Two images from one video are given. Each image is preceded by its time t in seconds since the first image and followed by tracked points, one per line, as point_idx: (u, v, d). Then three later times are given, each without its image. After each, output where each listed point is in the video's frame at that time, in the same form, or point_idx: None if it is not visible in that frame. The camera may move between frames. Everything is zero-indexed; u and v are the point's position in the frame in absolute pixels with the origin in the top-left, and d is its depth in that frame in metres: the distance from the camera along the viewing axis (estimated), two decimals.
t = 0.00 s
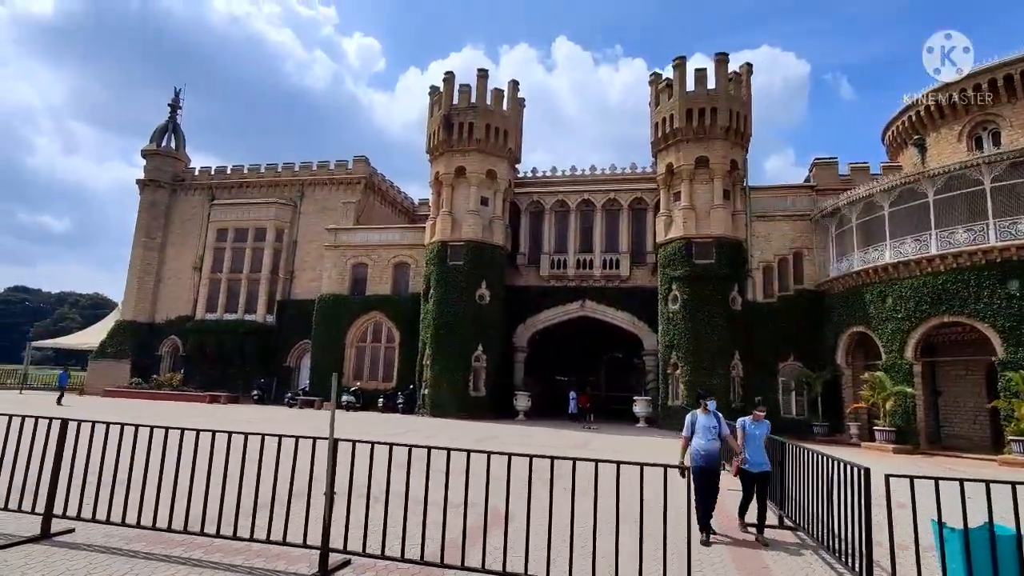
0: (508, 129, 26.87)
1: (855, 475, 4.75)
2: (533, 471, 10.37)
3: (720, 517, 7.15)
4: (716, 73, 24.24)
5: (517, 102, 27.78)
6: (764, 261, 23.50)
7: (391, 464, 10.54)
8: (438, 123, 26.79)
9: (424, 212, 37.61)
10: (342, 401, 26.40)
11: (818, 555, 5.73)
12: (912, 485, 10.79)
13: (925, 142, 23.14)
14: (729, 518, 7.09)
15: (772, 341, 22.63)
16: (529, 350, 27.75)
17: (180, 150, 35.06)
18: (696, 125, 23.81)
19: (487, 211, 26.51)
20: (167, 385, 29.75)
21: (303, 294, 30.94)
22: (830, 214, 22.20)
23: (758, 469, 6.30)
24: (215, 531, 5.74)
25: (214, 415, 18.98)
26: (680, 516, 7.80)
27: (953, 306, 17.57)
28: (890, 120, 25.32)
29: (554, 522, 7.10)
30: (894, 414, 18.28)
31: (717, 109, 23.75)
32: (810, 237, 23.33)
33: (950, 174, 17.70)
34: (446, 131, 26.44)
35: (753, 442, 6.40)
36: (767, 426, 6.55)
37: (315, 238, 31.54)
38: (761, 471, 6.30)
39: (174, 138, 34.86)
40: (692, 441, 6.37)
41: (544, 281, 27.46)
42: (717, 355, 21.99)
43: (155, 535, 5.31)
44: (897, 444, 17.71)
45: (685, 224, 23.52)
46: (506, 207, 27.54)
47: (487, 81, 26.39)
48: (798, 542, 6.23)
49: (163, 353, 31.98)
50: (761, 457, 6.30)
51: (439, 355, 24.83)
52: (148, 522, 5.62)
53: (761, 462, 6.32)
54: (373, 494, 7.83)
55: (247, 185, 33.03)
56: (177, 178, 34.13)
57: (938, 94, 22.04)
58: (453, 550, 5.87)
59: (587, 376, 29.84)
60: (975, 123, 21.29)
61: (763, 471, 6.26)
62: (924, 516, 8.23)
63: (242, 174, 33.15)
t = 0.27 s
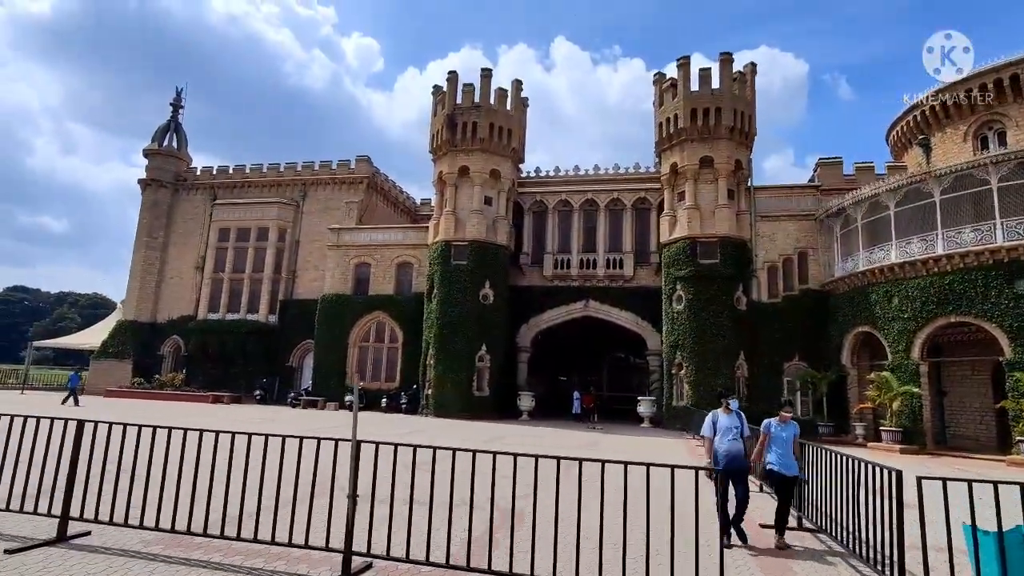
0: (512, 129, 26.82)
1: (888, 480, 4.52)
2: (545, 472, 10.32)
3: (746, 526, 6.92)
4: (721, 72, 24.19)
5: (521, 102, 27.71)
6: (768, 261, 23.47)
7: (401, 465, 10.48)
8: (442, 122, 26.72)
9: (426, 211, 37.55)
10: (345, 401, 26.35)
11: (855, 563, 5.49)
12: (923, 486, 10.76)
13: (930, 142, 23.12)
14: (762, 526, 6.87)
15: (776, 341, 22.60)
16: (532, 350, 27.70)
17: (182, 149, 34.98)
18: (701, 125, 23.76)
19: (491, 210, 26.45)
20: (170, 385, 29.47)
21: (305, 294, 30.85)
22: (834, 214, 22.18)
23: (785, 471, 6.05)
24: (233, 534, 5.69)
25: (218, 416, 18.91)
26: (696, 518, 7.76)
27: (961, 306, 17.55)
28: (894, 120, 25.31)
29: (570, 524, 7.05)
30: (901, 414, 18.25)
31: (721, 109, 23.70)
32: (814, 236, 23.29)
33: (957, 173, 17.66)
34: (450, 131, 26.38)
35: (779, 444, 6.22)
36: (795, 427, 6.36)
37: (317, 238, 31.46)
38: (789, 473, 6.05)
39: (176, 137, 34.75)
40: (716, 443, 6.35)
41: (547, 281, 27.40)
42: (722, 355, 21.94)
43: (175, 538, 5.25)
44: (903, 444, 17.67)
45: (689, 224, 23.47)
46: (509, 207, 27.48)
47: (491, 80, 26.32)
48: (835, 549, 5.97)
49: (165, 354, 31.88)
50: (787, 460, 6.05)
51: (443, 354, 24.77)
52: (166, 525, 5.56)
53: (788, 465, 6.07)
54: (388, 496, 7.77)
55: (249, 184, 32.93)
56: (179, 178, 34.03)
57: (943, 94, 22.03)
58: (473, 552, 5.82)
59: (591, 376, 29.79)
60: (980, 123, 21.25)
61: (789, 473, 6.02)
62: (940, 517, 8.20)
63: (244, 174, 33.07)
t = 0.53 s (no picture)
0: (517, 124, 26.73)
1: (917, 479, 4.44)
2: (558, 468, 10.31)
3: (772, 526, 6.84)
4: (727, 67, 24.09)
5: (526, 98, 27.63)
6: (775, 257, 23.44)
7: (414, 461, 10.47)
8: (446, 118, 26.65)
9: (429, 207, 37.49)
10: (351, 398, 26.38)
11: (888, 561, 5.41)
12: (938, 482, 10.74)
13: (938, 137, 23.02)
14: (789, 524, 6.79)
15: (783, 337, 22.58)
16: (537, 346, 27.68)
17: (185, 146, 34.93)
18: (707, 121, 23.67)
19: (496, 207, 26.38)
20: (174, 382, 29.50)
21: (310, 291, 30.82)
22: (841, 210, 22.11)
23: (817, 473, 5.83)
24: (256, 530, 5.66)
25: (225, 412, 18.92)
26: (714, 514, 7.73)
27: (970, 302, 17.51)
28: (901, 116, 25.26)
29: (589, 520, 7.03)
30: (909, 410, 18.21)
31: (727, 104, 23.60)
32: (821, 232, 23.23)
33: (967, 168, 17.56)
34: (454, 127, 26.30)
35: (810, 444, 6.01)
36: (828, 427, 6.12)
37: (322, 234, 31.41)
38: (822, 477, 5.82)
39: (179, 133, 34.68)
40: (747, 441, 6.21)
41: (552, 278, 27.34)
42: (728, 351, 21.91)
43: (199, 535, 5.23)
44: (912, 440, 17.63)
45: (696, 219, 23.40)
46: (514, 203, 27.41)
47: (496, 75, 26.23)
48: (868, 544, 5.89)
49: (170, 350, 31.86)
50: (819, 462, 5.86)
51: (448, 350, 24.75)
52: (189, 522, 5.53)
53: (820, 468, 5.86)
54: (404, 493, 7.76)
55: (253, 180, 32.86)
56: (183, 174, 33.99)
57: (951, 89, 21.99)
58: (497, 550, 5.79)
59: (596, 373, 29.76)
60: (989, 118, 21.15)
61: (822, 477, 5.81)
62: (958, 514, 8.18)
63: (248, 170, 33.01)
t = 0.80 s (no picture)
0: (523, 119, 26.66)
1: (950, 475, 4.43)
2: (573, 463, 10.31)
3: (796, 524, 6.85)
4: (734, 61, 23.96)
5: (531, 92, 27.52)
6: (782, 251, 23.39)
7: (429, 457, 10.49)
8: (452, 113, 26.58)
9: (434, 203, 37.44)
10: (358, 393, 26.43)
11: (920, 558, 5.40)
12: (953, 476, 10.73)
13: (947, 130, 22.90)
14: (815, 522, 6.79)
15: (791, 331, 22.56)
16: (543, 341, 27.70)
17: (190, 142, 34.91)
18: (714, 114, 23.58)
19: (502, 202, 26.34)
20: (181, 378, 29.72)
21: (316, 286, 30.84)
22: (850, 204, 22.04)
23: (852, 470, 5.99)
24: (283, 527, 5.68)
25: (234, 408, 18.96)
26: (733, 509, 7.74)
27: (980, 295, 17.46)
28: (909, 108, 25.13)
29: (610, 515, 7.04)
30: (919, 404, 18.18)
31: (735, 98, 23.50)
32: (829, 226, 23.16)
33: (978, 161, 17.46)
34: (461, 122, 26.25)
35: (846, 442, 6.05)
36: (865, 423, 6.16)
37: (327, 230, 31.40)
38: (856, 473, 5.98)
39: (184, 130, 34.65)
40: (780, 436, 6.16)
41: (559, 273, 27.32)
42: (736, 345, 21.89)
43: (228, 531, 5.24)
44: (922, 434, 17.61)
45: (703, 214, 23.34)
46: (520, 198, 27.35)
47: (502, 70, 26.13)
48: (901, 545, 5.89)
49: (176, 346, 31.94)
50: (854, 460, 5.96)
51: (455, 346, 24.77)
52: (216, 518, 5.55)
53: (854, 465, 5.98)
54: (423, 489, 7.78)
55: (258, 176, 32.83)
56: (187, 171, 33.97)
57: (960, 81, 21.85)
58: (523, 544, 5.80)
59: (602, 368, 29.77)
60: (999, 110, 21.02)
61: (856, 475, 5.97)
62: (977, 508, 8.17)
63: (253, 166, 32.99)
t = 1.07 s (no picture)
0: (529, 113, 26.57)
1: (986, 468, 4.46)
2: (588, 458, 10.27)
3: (818, 518, 6.86)
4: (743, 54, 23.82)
5: (538, 86, 27.42)
6: (791, 246, 23.33)
7: (445, 452, 10.51)
8: (458, 108, 26.53)
9: (440, 198, 37.37)
10: (366, 389, 26.50)
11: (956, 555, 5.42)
12: (968, 469, 10.72)
13: (957, 122, 22.74)
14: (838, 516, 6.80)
15: (799, 326, 22.52)
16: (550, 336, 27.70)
17: (195, 138, 34.90)
18: (722, 108, 23.46)
19: (509, 196, 26.30)
20: (190, 374, 29.81)
21: (322, 282, 30.86)
22: (859, 197, 21.95)
23: (896, 469, 5.56)
24: (309, 521, 5.70)
25: (244, 404, 19.02)
26: (753, 502, 7.74)
27: (992, 289, 17.39)
28: (918, 101, 24.96)
29: (631, 508, 7.05)
30: (929, 398, 18.14)
31: (743, 91, 23.38)
32: (838, 220, 23.08)
33: (989, 154, 17.36)
34: (467, 117, 26.20)
35: (888, 440, 5.68)
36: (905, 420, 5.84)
37: (333, 226, 31.39)
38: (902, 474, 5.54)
39: (189, 126, 34.62)
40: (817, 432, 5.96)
41: (566, 268, 27.29)
42: (745, 340, 21.85)
43: (257, 526, 5.26)
44: (932, 428, 17.59)
45: (711, 208, 23.26)
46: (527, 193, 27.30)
47: (508, 64, 26.04)
48: (935, 543, 5.91)
49: (184, 343, 32.02)
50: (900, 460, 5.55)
51: (463, 341, 24.79)
52: (244, 513, 5.57)
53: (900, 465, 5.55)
54: (443, 484, 7.79)
55: (264, 172, 32.82)
56: (193, 167, 33.98)
57: (971, 74, 21.68)
58: (549, 538, 5.81)
59: (609, 362, 29.73)
60: (1009, 102, 20.86)
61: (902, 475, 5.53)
62: (998, 501, 8.15)
63: (259, 163, 32.98)
